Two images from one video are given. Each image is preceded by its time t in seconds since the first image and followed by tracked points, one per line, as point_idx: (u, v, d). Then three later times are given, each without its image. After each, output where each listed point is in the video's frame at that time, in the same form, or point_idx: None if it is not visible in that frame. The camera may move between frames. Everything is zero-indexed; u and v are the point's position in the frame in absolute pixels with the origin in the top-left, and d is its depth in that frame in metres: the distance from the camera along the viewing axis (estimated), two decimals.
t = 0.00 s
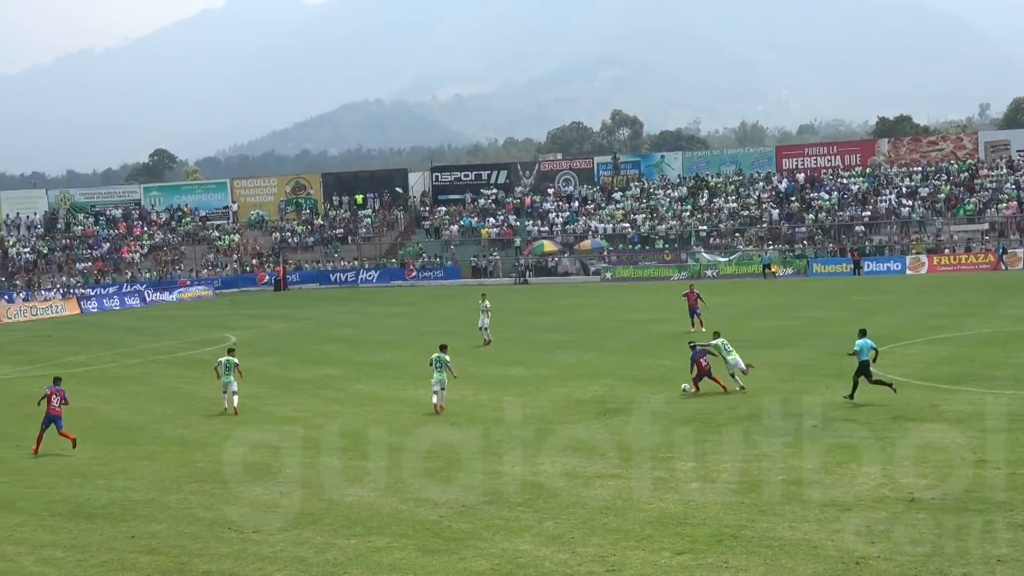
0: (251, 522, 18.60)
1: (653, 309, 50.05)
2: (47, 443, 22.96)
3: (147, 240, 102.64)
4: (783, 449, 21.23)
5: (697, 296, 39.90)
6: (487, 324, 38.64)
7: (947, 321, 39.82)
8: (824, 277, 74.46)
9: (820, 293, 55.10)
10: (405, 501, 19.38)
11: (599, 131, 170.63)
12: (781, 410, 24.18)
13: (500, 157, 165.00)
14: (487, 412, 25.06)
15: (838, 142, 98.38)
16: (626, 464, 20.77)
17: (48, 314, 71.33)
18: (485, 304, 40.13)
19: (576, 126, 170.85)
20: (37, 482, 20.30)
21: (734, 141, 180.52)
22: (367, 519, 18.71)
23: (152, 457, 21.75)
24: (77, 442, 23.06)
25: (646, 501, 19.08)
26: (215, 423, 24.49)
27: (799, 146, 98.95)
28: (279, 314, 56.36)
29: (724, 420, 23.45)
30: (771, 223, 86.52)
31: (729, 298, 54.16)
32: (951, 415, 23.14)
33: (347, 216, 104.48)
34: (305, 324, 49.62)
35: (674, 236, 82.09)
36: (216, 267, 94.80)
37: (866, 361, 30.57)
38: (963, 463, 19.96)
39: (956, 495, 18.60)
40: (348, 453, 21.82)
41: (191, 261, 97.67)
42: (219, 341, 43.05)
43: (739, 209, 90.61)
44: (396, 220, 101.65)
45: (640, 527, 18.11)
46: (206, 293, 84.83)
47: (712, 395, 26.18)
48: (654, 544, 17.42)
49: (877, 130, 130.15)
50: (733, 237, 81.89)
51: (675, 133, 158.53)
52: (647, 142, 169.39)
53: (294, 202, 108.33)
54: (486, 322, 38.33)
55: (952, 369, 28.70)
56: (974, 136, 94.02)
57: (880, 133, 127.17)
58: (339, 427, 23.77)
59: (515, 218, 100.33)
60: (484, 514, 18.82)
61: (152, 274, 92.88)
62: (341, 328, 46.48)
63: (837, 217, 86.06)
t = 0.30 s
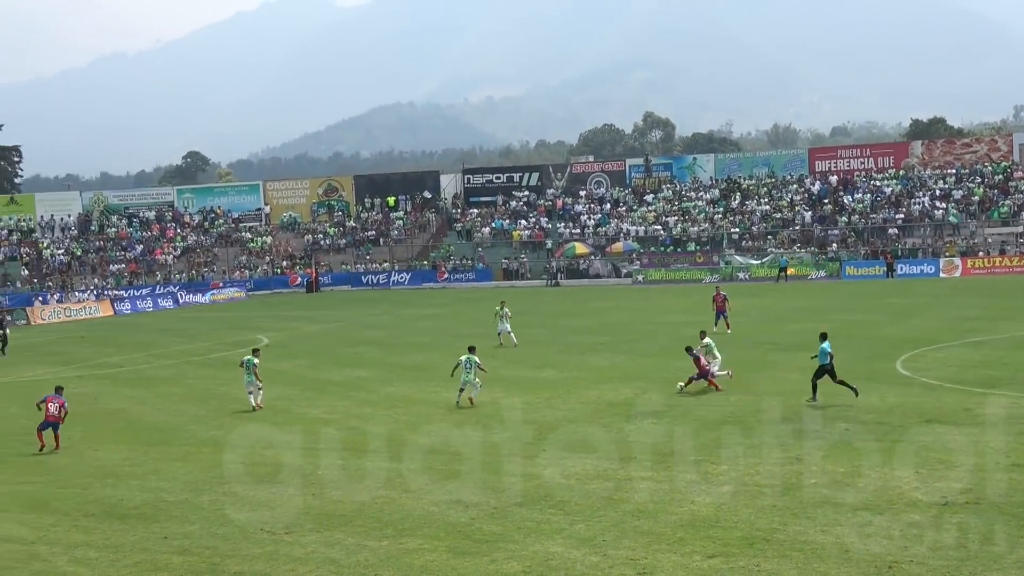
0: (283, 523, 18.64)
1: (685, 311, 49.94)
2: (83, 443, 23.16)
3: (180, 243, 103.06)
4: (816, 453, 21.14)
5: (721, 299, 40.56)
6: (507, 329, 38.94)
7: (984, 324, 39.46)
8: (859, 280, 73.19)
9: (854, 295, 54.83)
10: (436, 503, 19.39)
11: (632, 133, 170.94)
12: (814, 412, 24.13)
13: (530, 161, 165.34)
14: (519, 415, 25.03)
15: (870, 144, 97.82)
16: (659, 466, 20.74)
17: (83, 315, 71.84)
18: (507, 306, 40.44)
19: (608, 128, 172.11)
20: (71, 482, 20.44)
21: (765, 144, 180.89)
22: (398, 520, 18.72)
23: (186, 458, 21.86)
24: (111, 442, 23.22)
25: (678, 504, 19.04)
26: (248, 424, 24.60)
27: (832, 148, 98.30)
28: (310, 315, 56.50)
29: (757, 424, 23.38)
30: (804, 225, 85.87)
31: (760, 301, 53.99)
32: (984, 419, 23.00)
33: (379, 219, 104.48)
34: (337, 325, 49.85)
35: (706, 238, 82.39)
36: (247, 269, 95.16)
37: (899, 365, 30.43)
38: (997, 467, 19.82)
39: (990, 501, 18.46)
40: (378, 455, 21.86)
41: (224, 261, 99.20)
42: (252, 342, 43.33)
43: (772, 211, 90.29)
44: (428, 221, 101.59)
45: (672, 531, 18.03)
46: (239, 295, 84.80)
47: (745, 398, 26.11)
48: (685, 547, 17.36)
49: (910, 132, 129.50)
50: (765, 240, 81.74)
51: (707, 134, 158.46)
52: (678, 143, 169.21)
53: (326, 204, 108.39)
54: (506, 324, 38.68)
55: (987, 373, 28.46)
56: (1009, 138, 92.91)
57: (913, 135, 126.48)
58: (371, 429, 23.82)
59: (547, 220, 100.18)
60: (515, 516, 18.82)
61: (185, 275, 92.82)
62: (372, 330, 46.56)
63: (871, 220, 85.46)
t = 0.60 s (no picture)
0: (309, 525, 18.67)
1: (710, 314, 49.81)
2: (111, 444, 23.25)
3: (208, 245, 103.16)
4: (843, 456, 21.09)
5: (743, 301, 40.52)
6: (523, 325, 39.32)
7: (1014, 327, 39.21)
8: (885, 282, 73.34)
9: (881, 298, 54.57)
10: (462, 505, 19.40)
11: (658, 135, 170.59)
12: (840, 415, 24.06)
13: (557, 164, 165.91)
14: (546, 417, 25.04)
15: (898, 146, 97.56)
16: (687, 469, 20.69)
17: (110, 318, 72.15)
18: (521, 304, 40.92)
19: (635, 129, 171.51)
20: (99, 484, 20.53)
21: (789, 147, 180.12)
22: (424, 522, 18.73)
23: (213, 460, 21.92)
24: (138, 444, 23.31)
25: (705, 507, 18.96)
26: (275, 425, 24.65)
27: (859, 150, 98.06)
28: (336, 318, 56.60)
29: (785, 425, 23.34)
30: (831, 227, 85.70)
31: (787, 303, 53.82)
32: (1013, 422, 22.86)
33: (406, 222, 104.05)
34: (363, 328, 50.00)
35: (733, 239, 82.34)
36: (274, 273, 94.91)
37: (927, 367, 30.29)
38: None
39: (1018, 504, 18.33)
40: (404, 457, 21.90)
41: (251, 263, 99.95)
42: (279, 344, 43.48)
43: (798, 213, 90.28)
44: (454, 224, 102.02)
45: (700, 533, 17.96)
46: (266, 297, 85.19)
47: (773, 400, 26.08)
48: (712, 550, 17.28)
49: (936, 134, 128.98)
50: (792, 242, 81.60)
51: (734, 136, 159.11)
52: (703, 146, 168.74)
53: (353, 206, 108.65)
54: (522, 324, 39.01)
55: (1017, 375, 28.28)
56: None
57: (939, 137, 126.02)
58: (397, 431, 23.87)
59: (574, 222, 99.75)
60: (541, 518, 18.80)
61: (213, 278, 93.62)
62: (397, 333, 46.61)
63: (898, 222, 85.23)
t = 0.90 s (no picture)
0: (331, 527, 18.69)
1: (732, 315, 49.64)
2: (135, 447, 23.36)
3: (230, 248, 103.79)
4: (866, 458, 21.04)
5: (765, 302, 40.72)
6: (533, 331, 40.12)
7: None
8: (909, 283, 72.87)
9: (904, 299, 54.30)
10: (484, 507, 19.40)
11: (680, 137, 170.26)
12: (863, 417, 23.99)
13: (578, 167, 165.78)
14: (568, 419, 25.06)
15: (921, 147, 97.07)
16: (711, 471, 20.65)
17: (133, 321, 72.41)
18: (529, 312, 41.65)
19: (658, 131, 171.25)
20: (123, 486, 20.62)
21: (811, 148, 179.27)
22: (446, 525, 18.72)
23: (236, 461, 22.00)
24: (162, 446, 23.39)
25: (728, 508, 18.93)
26: (299, 427, 24.71)
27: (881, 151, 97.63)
28: (358, 320, 56.70)
29: (808, 427, 23.30)
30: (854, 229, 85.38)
31: (810, 305, 53.64)
32: None
33: (428, 223, 104.94)
34: (386, 330, 50.01)
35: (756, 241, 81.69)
36: (298, 275, 95.34)
37: (951, 369, 30.12)
38: None
39: None
40: (426, 459, 21.93)
41: (273, 266, 99.81)
42: (302, 347, 43.53)
43: (822, 214, 89.87)
44: (477, 226, 102.10)
45: (723, 536, 17.91)
46: (288, 299, 86.52)
47: (795, 401, 26.05)
48: (735, 552, 17.21)
49: (960, 134, 128.28)
50: (815, 244, 81.08)
51: (756, 138, 158.97)
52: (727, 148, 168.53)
53: (375, 209, 108.14)
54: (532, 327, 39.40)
55: None
56: None
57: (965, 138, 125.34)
58: (419, 433, 23.90)
59: (595, 224, 99.48)
60: (563, 520, 18.79)
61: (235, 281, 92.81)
62: (419, 335, 46.68)
63: (921, 223, 84.69)
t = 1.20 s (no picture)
0: (354, 528, 18.69)
1: (754, 317, 49.53)
2: (159, 447, 23.46)
3: (253, 249, 104.19)
4: (890, 459, 20.97)
5: (789, 303, 40.48)
6: (544, 328, 40.41)
7: None
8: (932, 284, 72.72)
9: (928, 300, 53.99)
10: (507, 508, 19.39)
11: (703, 139, 170.37)
12: (887, 419, 23.90)
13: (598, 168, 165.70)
14: (591, 420, 25.06)
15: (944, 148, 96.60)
16: (734, 473, 20.64)
17: (156, 323, 72.83)
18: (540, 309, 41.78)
19: (680, 132, 171.32)
20: (147, 486, 20.72)
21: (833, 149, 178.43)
22: (468, 526, 18.71)
23: (259, 463, 22.06)
24: (185, 447, 23.51)
25: (752, 510, 18.89)
26: (322, 429, 24.79)
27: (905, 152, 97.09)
28: (381, 322, 56.84)
29: (832, 429, 23.23)
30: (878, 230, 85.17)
31: (833, 306, 53.44)
32: None
33: (450, 225, 105.81)
34: (409, 332, 50.12)
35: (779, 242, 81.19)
36: (320, 276, 95.11)
37: (977, 370, 29.92)
38: None
39: None
40: (449, 461, 21.93)
41: (296, 268, 99.35)
42: (325, 348, 43.66)
43: (844, 215, 89.30)
44: (499, 228, 102.56)
45: (747, 537, 17.85)
46: (310, 301, 86.55)
47: (819, 403, 25.99)
48: (758, 554, 17.14)
49: (983, 134, 127.59)
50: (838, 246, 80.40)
51: (779, 138, 158.91)
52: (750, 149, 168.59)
53: (397, 211, 108.68)
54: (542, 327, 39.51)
55: None
56: None
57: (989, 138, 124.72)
58: (442, 435, 23.91)
59: (618, 226, 99.32)
60: (585, 522, 18.77)
61: (257, 281, 94.52)
62: (442, 336, 46.75)
63: (945, 224, 84.18)
